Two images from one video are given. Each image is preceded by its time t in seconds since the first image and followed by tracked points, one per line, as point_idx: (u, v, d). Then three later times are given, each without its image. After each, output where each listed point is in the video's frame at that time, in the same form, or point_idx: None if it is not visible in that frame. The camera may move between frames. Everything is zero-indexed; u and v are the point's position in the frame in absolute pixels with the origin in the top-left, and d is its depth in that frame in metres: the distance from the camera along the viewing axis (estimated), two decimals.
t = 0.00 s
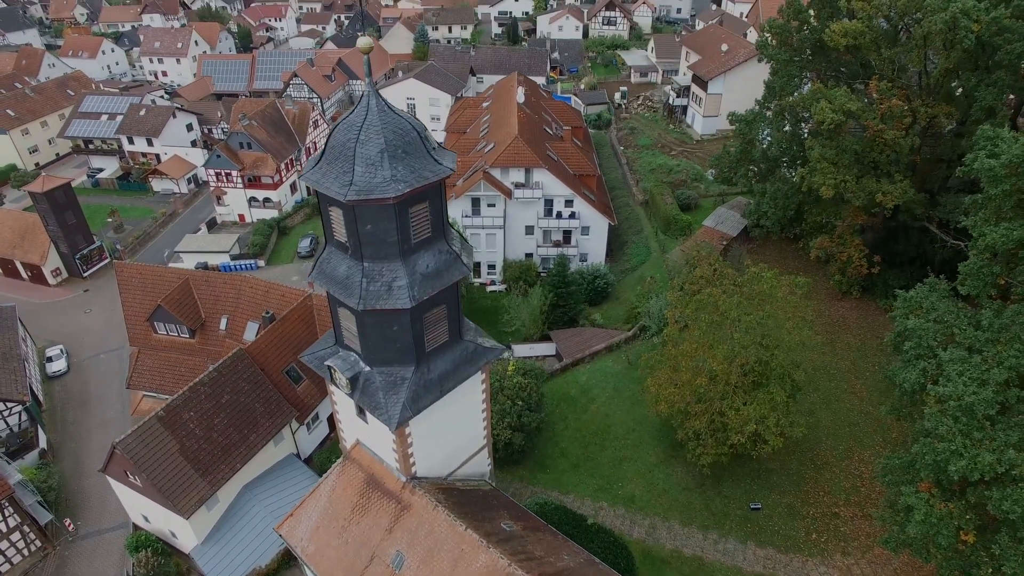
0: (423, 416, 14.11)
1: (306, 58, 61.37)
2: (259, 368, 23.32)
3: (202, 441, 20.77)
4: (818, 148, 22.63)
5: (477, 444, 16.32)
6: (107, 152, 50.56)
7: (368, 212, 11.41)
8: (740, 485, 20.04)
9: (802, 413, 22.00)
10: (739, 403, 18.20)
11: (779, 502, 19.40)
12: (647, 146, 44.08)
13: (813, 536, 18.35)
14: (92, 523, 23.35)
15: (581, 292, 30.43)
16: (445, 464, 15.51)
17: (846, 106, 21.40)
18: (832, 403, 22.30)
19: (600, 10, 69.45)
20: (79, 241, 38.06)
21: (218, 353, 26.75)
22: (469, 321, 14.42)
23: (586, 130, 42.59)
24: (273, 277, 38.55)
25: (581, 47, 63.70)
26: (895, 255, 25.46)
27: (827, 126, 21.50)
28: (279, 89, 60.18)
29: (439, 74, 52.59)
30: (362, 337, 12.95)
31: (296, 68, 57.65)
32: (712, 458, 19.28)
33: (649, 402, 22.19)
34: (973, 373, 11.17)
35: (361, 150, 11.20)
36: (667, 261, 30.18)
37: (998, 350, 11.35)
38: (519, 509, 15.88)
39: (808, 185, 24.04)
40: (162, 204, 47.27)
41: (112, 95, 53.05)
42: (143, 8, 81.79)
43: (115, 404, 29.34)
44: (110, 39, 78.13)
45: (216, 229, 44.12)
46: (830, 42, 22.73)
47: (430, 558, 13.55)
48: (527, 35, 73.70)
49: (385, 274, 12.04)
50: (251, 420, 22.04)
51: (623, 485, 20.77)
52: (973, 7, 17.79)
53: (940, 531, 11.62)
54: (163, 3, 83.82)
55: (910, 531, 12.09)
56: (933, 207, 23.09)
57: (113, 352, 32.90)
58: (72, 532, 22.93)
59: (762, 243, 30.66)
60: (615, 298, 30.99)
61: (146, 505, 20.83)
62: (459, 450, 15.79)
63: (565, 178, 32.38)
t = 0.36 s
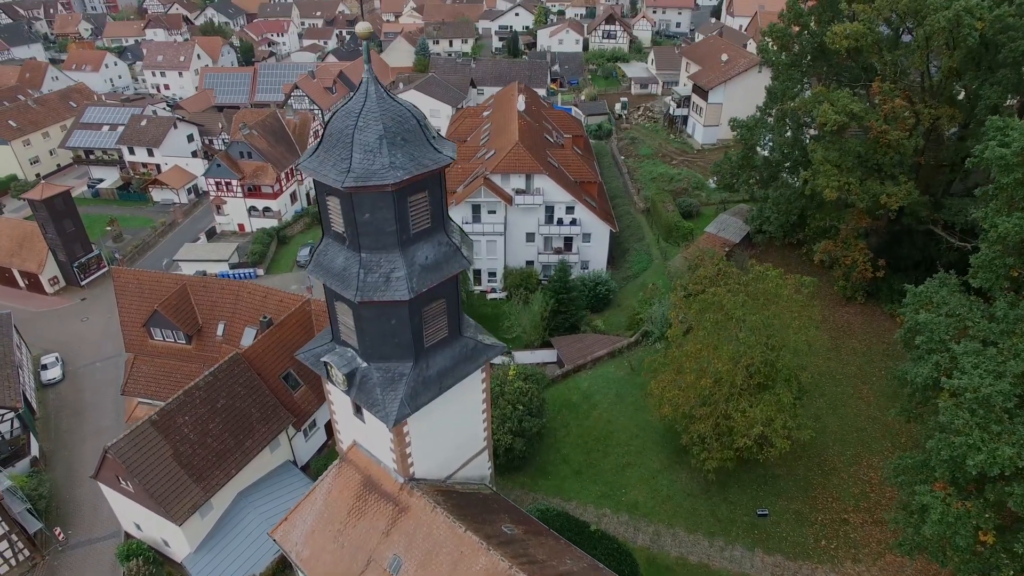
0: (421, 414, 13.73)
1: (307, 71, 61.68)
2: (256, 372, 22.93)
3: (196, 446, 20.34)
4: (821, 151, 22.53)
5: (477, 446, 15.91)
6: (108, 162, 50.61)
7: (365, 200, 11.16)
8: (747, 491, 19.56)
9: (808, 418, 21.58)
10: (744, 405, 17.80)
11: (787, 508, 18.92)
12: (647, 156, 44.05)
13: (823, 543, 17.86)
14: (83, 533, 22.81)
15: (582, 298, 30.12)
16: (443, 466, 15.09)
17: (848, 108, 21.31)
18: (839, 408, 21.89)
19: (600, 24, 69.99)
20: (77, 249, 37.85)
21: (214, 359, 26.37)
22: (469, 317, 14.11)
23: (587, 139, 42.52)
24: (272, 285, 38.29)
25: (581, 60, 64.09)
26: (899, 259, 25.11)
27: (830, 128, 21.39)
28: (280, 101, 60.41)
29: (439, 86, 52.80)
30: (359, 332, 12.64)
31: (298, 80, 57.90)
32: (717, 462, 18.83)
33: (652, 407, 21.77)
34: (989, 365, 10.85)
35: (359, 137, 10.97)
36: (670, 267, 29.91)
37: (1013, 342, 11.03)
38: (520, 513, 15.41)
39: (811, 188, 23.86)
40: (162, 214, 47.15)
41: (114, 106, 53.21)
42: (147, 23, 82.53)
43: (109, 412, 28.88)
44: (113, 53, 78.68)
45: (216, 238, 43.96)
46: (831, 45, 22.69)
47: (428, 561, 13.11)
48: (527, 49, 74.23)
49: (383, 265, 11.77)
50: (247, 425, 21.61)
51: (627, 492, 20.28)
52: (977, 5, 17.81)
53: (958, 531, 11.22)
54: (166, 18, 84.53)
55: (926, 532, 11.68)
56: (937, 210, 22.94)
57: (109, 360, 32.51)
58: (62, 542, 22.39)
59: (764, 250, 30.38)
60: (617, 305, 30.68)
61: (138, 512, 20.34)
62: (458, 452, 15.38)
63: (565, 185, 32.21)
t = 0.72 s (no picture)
0: (419, 412, 13.32)
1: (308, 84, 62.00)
2: (252, 378, 22.51)
3: (189, 452, 19.87)
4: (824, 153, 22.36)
5: (476, 449, 15.47)
6: (108, 174, 50.63)
7: (363, 187, 10.89)
8: (753, 498, 19.05)
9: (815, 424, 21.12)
10: (749, 407, 17.40)
11: (795, 515, 18.40)
12: (648, 166, 44.01)
13: (833, 551, 17.33)
14: (72, 543, 22.23)
15: (584, 306, 29.79)
16: (442, 468, 14.64)
17: (851, 110, 21.20)
18: (846, 414, 21.44)
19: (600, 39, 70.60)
20: (75, 258, 37.60)
21: (210, 366, 25.96)
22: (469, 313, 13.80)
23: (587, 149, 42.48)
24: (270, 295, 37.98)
25: (580, 74, 64.49)
26: (904, 264, 24.88)
27: (833, 129, 21.25)
28: (281, 114, 60.64)
29: (440, 98, 53.02)
30: (356, 325, 12.31)
31: (299, 93, 58.18)
32: (723, 468, 18.36)
33: (656, 412, 21.31)
34: (1007, 356, 10.50)
35: (357, 122, 10.72)
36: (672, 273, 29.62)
37: None
38: (521, 518, 14.91)
39: (814, 192, 23.66)
40: (161, 225, 47.00)
41: (115, 119, 53.34)
42: (150, 39, 83.26)
43: (102, 422, 28.38)
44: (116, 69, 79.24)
45: (214, 249, 43.76)
46: (832, 48, 22.68)
47: (425, 565, 12.63)
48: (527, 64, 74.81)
49: (380, 255, 11.47)
50: (242, 431, 21.15)
51: (630, 499, 19.77)
52: (979, 4, 17.89)
53: (978, 531, 10.78)
54: (170, 35, 85.26)
55: (944, 533, 11.24)
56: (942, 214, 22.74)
57: (104, 369, 32.09)
58: (50, 552, 21.79)
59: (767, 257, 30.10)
60: (618, 313, 30.33)
61: (128, 520, 19.82)
62: (457, 454, 14.93)
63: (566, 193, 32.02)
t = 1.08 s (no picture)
0: (417, 410, 12.96)
1: (309, 98, 62.33)
2: (248, 384, 22.12)
3: (183, 458, 19.44)
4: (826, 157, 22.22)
5: (476, 452, 15.06)
6: (108, 186, 50.74)
7: (361, 175, 10.66)
8: (760, 505, 18.58)
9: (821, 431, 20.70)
10: (755, 410, 17.01)
11: (804, 523, 17.91)
12: (648, 177, 43.99)
13: (844, 559, 16.81)
14: (61, 554, 21.68)
15: (585, 314, 29.46)
16: (441, 471, 14.24)
17: (854, 112, 21.06)
18: (853, 420, 21.02)
19: (600, 54, 71.21)
20: (73, 268, 37.35)
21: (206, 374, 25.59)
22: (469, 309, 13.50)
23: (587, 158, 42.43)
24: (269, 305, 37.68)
25: (580, 88, 64.88)
26: (909, 270, 24.68)
27: (836, 132, 21.12)
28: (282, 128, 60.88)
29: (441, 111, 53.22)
30: (352, 319, 12.00)
31: (300, 107, 58.52)
32: (729, 473, 17.92)
33: (659, 419, 20.90)
34: None
35: (354, 108, 10.50)
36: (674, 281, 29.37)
37: None
38: (522, 522, 14.45)
39: (817, 196, 23.49)
40: (160, 236, 46.86)
41: (116, 131, 53.50)
42: (153, 55, 84.05)
43: (96, 431, 27.91)
44: (119, 84, 79.85)
45: (213, 260, 43.57)
46: (833, 52, 22.67)
47: (423, 569, 12.19)
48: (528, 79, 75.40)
49: (378, 245, 11.21)
50: (237, 438, 20.71)
51: (634, 507, 19.29)
52: (980, 3, 17.87)
53: (999, 530, 10.39)
54: (173, 51, 86.04)
55: (963, 534, 10.83)
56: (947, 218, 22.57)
57: (99, 379, 31.69)
58: (38, 564, 21.24)
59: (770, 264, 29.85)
60: (620, 321, 29.99)
61: (119, 529, 19.31)
62: (456, 457, 14.52)
63: (567, 201, 31.83)
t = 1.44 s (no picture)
0: (415, 410, 12.64)
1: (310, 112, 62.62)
2: (244, 391, 21.75)
3: (176, 465, 19.03)
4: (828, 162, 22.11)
5: (476, 455, 14.70)
6: (108, 198, 50.78)
7: (359, 165, 10.47)
8: (767, 514, 18.16)
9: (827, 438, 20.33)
10: (761, 412, 16.68)
11: (812, 531, 17.48)
12: (649, 188, 43.95)
13: (854, 568, 16.34)
14: (50, 567, 21.15)
15: (587, 322, 29.16)
16: (439, 474, 13.87)
17: (855, 116, 21.00)
18: (860, 427, 20.65)
19: (600, 70, 71.79)
20: (71, 278, 37.17)
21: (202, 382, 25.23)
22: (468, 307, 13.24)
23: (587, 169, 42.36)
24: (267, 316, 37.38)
25: (581, 102, 65.26)
26: (913, 276, 24.61)
27: (838, 136, 21.04)
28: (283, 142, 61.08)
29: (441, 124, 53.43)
30: (349, 315, 11.74)
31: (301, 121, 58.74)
32: (734, 480, 17.53)
33: (663, 426, 20.52)
34: None
35: (353, 97, 10.33)
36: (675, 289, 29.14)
37: None
38: (523, 528, 14.04)
39: (820, 202, 23.33)
40: (159, 248, 46.74)
41: (118, 144, 53.66)
42: (156, 71, 84.81)
43: (89, 442, 27.46)
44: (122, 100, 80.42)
45: (212, 271, 43.38)
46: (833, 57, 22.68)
47: (420, 574, 11.78)
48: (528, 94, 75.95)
49: (376, 238, 10.99)
50: (232, 445, 20.30)
51: (638, 516, 18.84)
52: (982, 5, 17.86)
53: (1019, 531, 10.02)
54: (176, 68, 86.79)
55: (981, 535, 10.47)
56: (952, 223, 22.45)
57: (94, 389, 31.30)
58: None
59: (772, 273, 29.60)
60: (622, 330, 29.66)
61: (110, 538, 18.86)
62: (455, 460, 14.17)
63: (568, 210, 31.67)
